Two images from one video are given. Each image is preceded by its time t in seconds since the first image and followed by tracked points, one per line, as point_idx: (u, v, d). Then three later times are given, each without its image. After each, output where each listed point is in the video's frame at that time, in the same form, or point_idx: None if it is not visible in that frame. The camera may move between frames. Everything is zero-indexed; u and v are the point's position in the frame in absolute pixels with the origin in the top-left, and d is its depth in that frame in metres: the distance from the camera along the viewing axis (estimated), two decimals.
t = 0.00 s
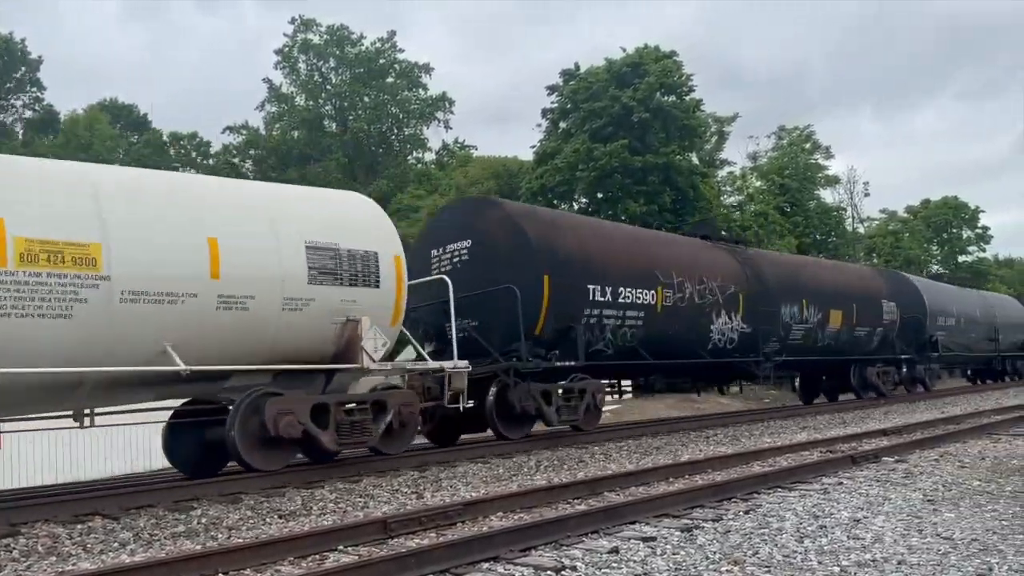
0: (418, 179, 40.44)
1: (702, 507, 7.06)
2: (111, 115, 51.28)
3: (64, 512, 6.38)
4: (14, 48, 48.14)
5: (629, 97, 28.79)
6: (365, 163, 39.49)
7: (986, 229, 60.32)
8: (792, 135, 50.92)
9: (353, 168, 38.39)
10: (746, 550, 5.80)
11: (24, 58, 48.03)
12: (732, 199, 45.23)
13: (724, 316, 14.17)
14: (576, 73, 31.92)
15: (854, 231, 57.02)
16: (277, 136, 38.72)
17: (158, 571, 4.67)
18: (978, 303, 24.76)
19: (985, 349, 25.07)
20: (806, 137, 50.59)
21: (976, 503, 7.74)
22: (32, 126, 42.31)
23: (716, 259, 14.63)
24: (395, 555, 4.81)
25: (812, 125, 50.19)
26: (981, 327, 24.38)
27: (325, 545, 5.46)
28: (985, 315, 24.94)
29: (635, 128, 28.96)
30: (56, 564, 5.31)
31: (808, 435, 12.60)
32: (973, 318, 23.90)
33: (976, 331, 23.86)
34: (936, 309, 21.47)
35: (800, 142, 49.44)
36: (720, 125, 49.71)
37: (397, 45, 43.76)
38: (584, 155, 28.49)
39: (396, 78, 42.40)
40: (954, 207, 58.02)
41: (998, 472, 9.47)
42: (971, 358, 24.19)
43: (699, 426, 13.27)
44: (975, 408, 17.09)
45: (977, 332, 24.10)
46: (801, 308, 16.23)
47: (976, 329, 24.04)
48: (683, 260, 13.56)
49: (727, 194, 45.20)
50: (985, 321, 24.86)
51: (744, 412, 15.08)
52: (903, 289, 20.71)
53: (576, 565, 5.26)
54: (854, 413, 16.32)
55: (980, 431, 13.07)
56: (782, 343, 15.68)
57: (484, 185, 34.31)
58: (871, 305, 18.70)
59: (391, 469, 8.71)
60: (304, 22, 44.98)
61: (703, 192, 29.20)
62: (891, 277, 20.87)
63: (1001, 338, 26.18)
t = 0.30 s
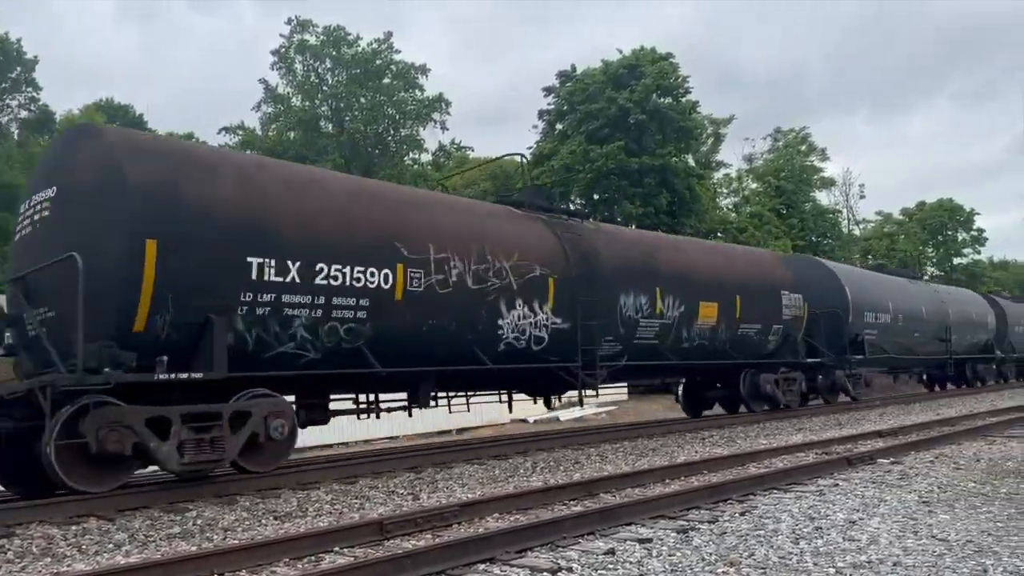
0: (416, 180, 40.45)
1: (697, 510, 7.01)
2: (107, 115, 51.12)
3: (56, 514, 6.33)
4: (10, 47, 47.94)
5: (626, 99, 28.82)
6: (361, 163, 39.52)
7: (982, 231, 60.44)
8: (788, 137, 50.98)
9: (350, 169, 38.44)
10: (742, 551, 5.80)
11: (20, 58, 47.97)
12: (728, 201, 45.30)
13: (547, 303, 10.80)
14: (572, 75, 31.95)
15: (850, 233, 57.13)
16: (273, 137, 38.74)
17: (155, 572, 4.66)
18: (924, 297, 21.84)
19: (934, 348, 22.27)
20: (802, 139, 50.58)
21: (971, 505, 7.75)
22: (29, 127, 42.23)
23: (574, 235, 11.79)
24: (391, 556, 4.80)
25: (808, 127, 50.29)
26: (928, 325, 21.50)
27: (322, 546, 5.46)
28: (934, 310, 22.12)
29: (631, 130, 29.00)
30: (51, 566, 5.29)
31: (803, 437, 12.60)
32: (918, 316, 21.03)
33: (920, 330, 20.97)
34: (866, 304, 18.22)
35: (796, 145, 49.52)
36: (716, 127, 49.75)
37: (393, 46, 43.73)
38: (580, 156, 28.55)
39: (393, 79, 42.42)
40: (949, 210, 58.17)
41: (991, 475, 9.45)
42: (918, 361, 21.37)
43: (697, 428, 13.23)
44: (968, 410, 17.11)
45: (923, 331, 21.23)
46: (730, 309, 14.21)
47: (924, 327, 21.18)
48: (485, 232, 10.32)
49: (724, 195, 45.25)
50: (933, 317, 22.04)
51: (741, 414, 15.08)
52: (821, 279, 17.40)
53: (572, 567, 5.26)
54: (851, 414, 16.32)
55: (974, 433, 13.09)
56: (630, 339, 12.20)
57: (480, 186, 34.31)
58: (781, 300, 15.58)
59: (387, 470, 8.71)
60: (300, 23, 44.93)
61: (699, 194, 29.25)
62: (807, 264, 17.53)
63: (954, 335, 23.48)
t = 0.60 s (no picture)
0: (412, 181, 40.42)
1: (693, 510, 7.03)
2: (102, 115, 51.00)
3: (52, 515, 6.33)
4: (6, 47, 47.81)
5: (622, 100, 28.84)
6: (358, 164, 39.51)
7: (977, 232, 60.61)
8: (784, 138, 51.05)
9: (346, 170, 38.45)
10: (738, 552, 5.81)
11: (15, 58, 47.80)
12: (724, 202, 45.36)
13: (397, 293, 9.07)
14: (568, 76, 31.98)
15: (845, 235, 57.23)
16: (269, 138, 38.70)
17: (151, 573, 4.65)
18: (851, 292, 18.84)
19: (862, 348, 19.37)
20: (797, 140, 50.63)
21: (966, 505, 7.77)
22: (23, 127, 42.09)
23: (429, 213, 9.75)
24: (386, 557, 4.79)
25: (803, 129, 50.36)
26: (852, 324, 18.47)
27: (320, 546, 5.46)
28: (863, 309, 19.09)
29: (627, 131, 29.02)
30: (46, 566, 5.27)
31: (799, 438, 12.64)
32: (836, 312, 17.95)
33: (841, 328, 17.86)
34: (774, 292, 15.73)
35: (792, 145, 49.59)
36: (711, 128, 49.81)
37: (390, 46, 43.71)
38: (576, 157, 28.58)
39: (389, 79, 42.40)
40: (945, 211, 58.25)
41: (986, 476, 9.48)
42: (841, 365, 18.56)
43: (694, 428, 13.27)
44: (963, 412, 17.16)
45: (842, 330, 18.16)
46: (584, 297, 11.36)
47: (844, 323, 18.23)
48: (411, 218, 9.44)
49: (719, 196, 45.29)
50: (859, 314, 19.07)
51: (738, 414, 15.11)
52: (674, 266, 14.87)
53: (568, 568, 5.26)
54: (847, 415, 16.39)
55: (969, 433, 13.13)
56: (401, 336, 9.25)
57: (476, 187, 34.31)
58: (624, 289, 12.11)
59: (383, 471, 8.71)
60: (297, 23, 44.90)
61: (695, 195, 29.29)
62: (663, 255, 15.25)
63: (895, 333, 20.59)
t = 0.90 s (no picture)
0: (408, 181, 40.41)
1: (690, 510, 7.04)
2: (98, 114, 50.87)
3: (48, 515, 6.31)
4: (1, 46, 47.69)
5: (618, 101, 28.87)
6: (354, 164, 39.49)
7: (972, 233, 60.84)
8: (780, 140, 51.14)
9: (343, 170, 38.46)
10: (733, 552, 5.82)
11: (10, 57, 47.62)
12: (720, 202, 45.42)
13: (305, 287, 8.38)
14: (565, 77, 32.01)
15: (841, 236, 57.32)
16: (265, 137, 38.67)
17: (148, 573, 4.65)
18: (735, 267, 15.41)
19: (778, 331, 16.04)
20: (793, 141, 50.69)
21: (960, 506, 7.80)
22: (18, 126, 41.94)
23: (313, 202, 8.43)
24: (381, 559, 4.78)
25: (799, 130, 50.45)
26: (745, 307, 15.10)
27: (318, 546, 5.47)
28: (758, 293, 15.40)
29: (623, 131, 29.03)
30: (42, 567, 5.27)
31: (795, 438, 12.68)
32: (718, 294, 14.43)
33: (717, 316, 14.16)
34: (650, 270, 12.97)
35: (787, 146, 49.69)
36: (707, 129, 49.88)
37: (386, 46, 43.68)
38: (572, 158, 28.62)
39: (386, 79, 42.36)
40: (941, 212, 58.36)
41: (982, 476, 9.51)
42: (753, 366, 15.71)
43: (691, 428, 13.31)
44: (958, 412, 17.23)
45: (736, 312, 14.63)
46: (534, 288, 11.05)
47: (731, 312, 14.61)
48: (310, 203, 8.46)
49: (715, 197, 45.32)
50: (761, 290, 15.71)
51: (732, 414, 15.17)
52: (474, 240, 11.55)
53: (564, 568, 5.26)
54: (843, 415, 16.45)
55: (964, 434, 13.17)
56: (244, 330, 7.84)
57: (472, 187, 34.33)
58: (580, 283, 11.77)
59: (379, 471, 8.69)
60: (293, 23, 44.86)
61: (691, 196, 29.34)
62: (430, 262, 12.12)
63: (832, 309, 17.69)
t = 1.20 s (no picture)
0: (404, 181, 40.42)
1: (685, 510, 7.05)
2: (93, 114, 50.80)
3: (43, 516, 6.29)
4: None
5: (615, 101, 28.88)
6: (350, 164, 39.43)
7: (968, 233, 61.00)
8: (776, 140, 51.21)
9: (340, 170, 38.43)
10: (729, 553, 5.82)
11: (5, 57, 47.48)
12: (717, 203, 45.46)
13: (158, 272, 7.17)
14: (561, 78, 32.05)
15: (836, 236, 57.42)
16: (261, 137, 38.61)
17: (144, 573, 4.65)
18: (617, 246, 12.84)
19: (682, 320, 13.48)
20: (789, 142, 50.76)
21: (956, 506, 7.81)
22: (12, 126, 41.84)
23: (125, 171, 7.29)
24: (377, 560, 4.77)
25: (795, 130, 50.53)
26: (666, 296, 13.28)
27: (313, 547, 5.46)
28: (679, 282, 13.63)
29: (619, 132, 29.03)
30: (37, 567, 5.26)
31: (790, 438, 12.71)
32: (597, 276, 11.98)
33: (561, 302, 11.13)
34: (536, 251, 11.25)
35: (783, 147, 49.82)
36: (703, 129, 49.98)
37: (383, 46, 43.65)
38: (569, 158, 28.61)
39: (382, 79, 42.36)
40: (936, 212, 58.49)
41: (976, 477, 9.53)
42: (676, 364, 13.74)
43: (687, 428, 13.32)
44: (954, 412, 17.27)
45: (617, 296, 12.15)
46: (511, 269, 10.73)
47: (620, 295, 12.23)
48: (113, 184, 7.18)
49: (711, 197, 45.39)
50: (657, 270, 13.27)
51: (729, 415, 15.19)
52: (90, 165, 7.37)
53: (561, 568, 5.27)
54: (838, 415, 16.49)
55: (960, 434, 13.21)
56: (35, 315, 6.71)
57: (468, 188, 34.34)
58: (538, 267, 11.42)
59: (376, 471, 8.69)
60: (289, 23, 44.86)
61: (687, 197, 29.36)
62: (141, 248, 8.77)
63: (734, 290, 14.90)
